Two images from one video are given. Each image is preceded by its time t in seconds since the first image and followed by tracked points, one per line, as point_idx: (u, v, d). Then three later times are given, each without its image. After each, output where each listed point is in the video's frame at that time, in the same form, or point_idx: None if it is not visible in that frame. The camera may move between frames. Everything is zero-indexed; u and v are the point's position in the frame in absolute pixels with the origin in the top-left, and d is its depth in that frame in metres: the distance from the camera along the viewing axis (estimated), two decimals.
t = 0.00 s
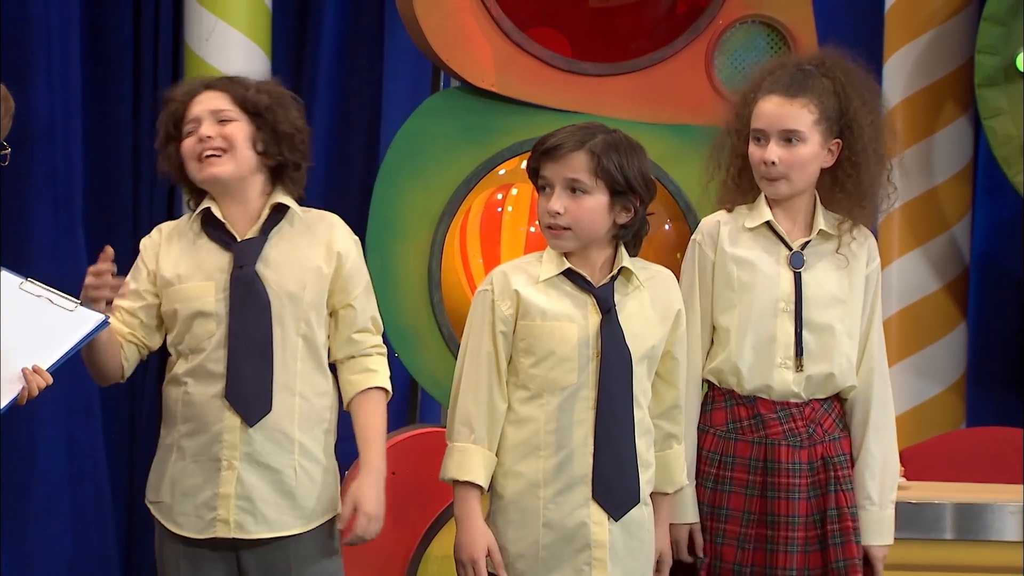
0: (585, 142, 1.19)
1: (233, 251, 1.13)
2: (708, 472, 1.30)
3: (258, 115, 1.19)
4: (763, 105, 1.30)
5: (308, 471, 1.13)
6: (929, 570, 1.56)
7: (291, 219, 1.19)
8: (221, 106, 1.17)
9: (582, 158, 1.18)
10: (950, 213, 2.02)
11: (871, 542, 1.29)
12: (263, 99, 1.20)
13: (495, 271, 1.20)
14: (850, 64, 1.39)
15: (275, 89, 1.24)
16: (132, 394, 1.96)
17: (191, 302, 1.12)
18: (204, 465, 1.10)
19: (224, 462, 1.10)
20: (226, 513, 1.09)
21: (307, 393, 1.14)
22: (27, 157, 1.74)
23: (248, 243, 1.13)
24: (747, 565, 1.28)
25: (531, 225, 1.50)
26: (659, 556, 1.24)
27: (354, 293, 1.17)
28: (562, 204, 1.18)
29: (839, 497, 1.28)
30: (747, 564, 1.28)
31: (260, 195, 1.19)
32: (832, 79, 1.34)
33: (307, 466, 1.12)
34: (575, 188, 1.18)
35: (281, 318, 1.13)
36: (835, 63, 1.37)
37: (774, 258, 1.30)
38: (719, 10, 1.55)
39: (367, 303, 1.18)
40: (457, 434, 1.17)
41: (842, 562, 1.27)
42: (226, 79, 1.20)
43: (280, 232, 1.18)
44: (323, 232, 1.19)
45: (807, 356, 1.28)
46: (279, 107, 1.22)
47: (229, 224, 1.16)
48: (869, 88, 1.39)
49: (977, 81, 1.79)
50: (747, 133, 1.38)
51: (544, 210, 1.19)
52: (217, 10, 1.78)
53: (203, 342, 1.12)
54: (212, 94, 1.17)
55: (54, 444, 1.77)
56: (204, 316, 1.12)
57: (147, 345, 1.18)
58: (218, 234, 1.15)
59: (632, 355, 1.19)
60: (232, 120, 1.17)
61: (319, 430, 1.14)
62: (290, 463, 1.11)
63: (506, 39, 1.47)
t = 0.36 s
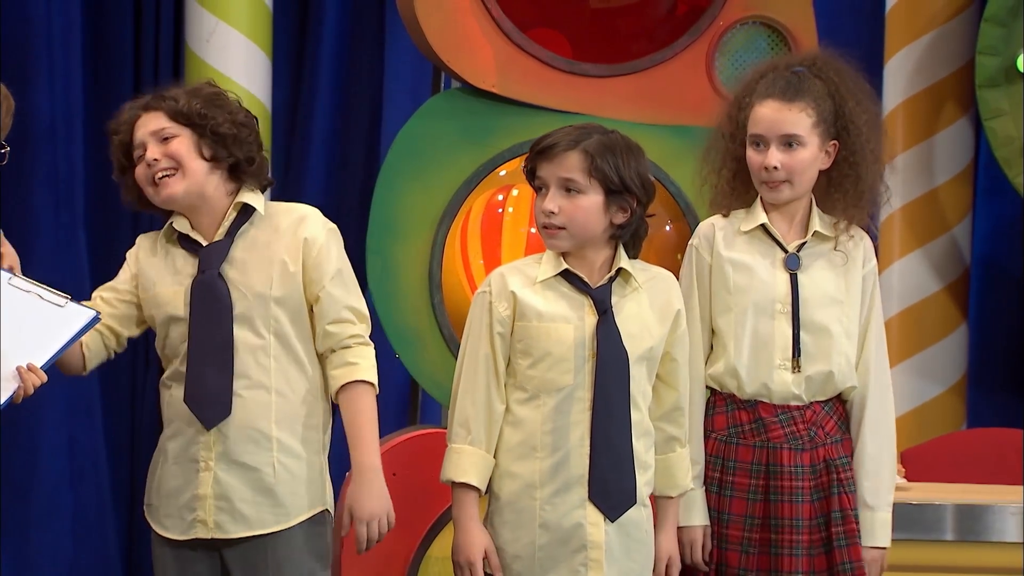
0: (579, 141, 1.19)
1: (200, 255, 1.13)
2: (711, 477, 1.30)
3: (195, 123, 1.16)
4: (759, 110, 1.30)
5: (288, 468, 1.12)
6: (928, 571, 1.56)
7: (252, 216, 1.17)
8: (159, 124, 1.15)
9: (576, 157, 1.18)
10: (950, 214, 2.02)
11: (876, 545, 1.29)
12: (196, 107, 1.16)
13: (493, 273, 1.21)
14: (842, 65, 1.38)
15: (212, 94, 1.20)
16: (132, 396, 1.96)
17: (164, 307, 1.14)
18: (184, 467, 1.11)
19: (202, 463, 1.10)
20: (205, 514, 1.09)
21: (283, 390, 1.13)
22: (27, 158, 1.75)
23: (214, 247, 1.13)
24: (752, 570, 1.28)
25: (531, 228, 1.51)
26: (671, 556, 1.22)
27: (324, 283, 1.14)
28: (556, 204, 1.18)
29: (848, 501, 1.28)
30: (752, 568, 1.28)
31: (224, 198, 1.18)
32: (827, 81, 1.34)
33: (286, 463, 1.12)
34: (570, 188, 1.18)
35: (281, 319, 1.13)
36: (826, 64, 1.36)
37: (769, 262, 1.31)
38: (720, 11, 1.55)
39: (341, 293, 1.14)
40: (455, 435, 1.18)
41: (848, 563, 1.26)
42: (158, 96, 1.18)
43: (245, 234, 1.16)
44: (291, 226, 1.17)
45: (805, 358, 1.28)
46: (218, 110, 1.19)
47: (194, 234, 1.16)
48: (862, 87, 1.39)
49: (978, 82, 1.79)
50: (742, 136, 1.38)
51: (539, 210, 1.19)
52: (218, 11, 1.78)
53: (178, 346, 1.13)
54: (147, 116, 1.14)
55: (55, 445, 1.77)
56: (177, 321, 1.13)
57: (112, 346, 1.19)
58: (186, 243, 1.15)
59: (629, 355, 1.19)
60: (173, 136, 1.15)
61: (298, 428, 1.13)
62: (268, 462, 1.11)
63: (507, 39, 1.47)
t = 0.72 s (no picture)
0: (579, 143, 1.19)
1: (211, 258, 1.13)
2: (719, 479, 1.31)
3: (219, 124, 1.16)
4: (763, 114, 1.30)
5: (299, 472, 1.12)
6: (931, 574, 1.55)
7: (267, 221, 1.17)
8: (183, 121, 1.15)
9: (575, 159, 1.19)
10: (954, 216, 2.03)
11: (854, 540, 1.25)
12: (222, 108, 1.17)
13: (496, 276, 1.21)
14: (847, 66, 1.38)
15: (235, 96, 1.21)
16: (136, 398, 1.96)
17: (175, 310, 1.13)
18: (194, 471, 1.11)
19: (213, 467, 1.10)
20: (217, 519, 1.09)
21: (293, 394, 1.13)
22: (31, 159, 1.75)
23: (226, 250, 1.13)
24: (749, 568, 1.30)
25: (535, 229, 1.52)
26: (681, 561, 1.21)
27: (338, 288, 1.15)
28: (555, 205, 1.18)
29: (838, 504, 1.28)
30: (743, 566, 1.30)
31: (237, 202, 1.18)
32: (830, 83, 1.34)
33: (298, 467, 1.12)
34: (570, 190, 1.19)
35: (284, 321, 1.13)
36: (831, 65, 1.36)
37: (775, 269, 1.31)
38: (723, 13, 1.55)
39: (353, 298, 1.16)
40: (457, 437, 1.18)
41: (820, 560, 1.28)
42: (183, 92, 1.18)
43: (257, 238, 1.16)
44: (306, 230, 1.17)
45: (809, 362, 1.28)
46: (241, 113, 1.19)
47: (207, 236, 1.16)
48: (867, 89, 1.39)
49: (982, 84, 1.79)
50: (747, 139, 1.38)
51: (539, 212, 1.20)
52: (222, 13, 1.79)
53: (187, 350, 1.13)
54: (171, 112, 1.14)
55: (58, 447, 1.77)
56: (186, 325, 1.13)
57: (139, 361, 1.21)
58: (198, 244, 1.15)
59: (628, 358, 1.18)
60: (196, 134, 1.15)
61: (310, 432, 1.14)
62: (279, 465, 1.11)
63: (510, 42, 1.47)
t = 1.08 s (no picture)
0: (584, 142, 1.19)
1: (236, 259, 1.13)
2: (727, 480, 1.32)
3: (255, 124, 1.18)
4: (775, 123, 1.29)
5: (323, 473, 1.12)
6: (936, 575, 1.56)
7: (291, 221, 1.19)
8: (218, 117, 1.16)
9: (579, 160, 1.19)
10: (960, 218, 2.02)
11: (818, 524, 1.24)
12: (259, 109, 1.18)
13: (501, 277, 1.21)
14: (857, 65, 1.39)
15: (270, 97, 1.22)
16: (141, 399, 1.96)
17: (199, 311, 1.13)
18: (218, 472, 1.11)
19: (237, 468, 1.10)
20: (242, 519, 1.09)
21: (317, 395, 1.13)
22: (36, 160, 1.75)
23: (250, 252, 1.13)
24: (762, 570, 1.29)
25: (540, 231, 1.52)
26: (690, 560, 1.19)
27: (363, 289, 1.16)
28: (559, 205, 1.18)
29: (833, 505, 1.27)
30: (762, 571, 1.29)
31: (262, 203, 1.19)
32: (840, 87, 1.34)
33: (322, 468, 1.12)
34: (574, 190, 1.19)
35: (291, 322, 1.13)
36: (839, 64, 1.37)
37: (787, 267, 1.31)
38: (729, 14, 1.55)
39: (377, 300, 1.17)
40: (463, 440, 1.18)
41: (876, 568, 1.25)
42: (220, 89, 1.19)
43: (282, 237, 1.17)
44: (330, 233, 1.18)
45: (821, 355, 1.28)
46: (275, 116, 1.21)
47: (230, 236, 1.16)
48: (876, 90, 1.39)
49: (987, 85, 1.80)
50: (759, 144, 1.38)
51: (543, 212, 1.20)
52: (227, 14, 1.79)
53: (211, 351, 1.13)
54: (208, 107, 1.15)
55: (63, 448, 1.77)
56: (212, 325, 1.13)
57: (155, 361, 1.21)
58: (222, 245, 1.15)
59: (633, 359, 1.18)
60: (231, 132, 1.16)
61: (332, 433, 1.14)
62: (303, 466, 1.11)
63: (516, 43, 1.47)
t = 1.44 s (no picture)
0: (619, 149, 1.19)
1: (256, 250, 1.13)
2: (726, 482, 1.31)
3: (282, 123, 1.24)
4: (778, 127, 1.29)
5: (337, 463, 1.12)
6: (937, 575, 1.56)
7: (306, 214, 1.18)
8: (253, 111, 1.19)
9: (618, 167, 1.18)
10: (960, 218, 2.02)
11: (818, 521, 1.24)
12: (284, 108, 1.25)
13: (498, 278, 1.22)
14: (862, 67, 1.39)
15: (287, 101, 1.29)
16: (142, 399, 1.96)
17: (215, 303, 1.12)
18: (232, 465, 1.10)
19: (253, 460, 1.09)
20: (259, 511, 1.08)
21: (329, 385, 1.13)
22: (37, 161, 1.75)
23: (269, 244, 1.13)
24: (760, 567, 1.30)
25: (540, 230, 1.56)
26: (694, 553, 1.19)
27: (373, 280, 1.17)
28: (602, 215, 1.17)
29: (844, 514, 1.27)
30: (765, 568, 1.30)
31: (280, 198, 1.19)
32: (843, 89, 1.34)
33: (336, 458, 1.12)
34: (613, 198, 1.18)
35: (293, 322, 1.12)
36: (844, 67, 1.38)
37: (790, 269, 1.31)
38: (730, 15, 1.55)
39: (387, 291, 1.18)
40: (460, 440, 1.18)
41: (864, 568, 1.26)
42: (246, 88, 1.23)
43: (298, 232, 1.17)
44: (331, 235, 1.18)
45: (820, 361, 1.28)
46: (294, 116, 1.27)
47: (246, 228, 1.16)
48: (880, 93, 1.39)
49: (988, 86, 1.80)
50: (762, 146, 1.38)
51: (581, 223, 1.17)
52: (228, 15, 1.79)
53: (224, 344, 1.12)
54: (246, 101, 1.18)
55: (64, 448, 1.77)
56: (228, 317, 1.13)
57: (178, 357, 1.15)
58: (238, 237, 1.15)
59: (634, 361, 1.18)
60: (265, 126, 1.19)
61: (344, 429, 1.14)
62: (318, 456, 1.11)
63: (517, 44, 1.47)
